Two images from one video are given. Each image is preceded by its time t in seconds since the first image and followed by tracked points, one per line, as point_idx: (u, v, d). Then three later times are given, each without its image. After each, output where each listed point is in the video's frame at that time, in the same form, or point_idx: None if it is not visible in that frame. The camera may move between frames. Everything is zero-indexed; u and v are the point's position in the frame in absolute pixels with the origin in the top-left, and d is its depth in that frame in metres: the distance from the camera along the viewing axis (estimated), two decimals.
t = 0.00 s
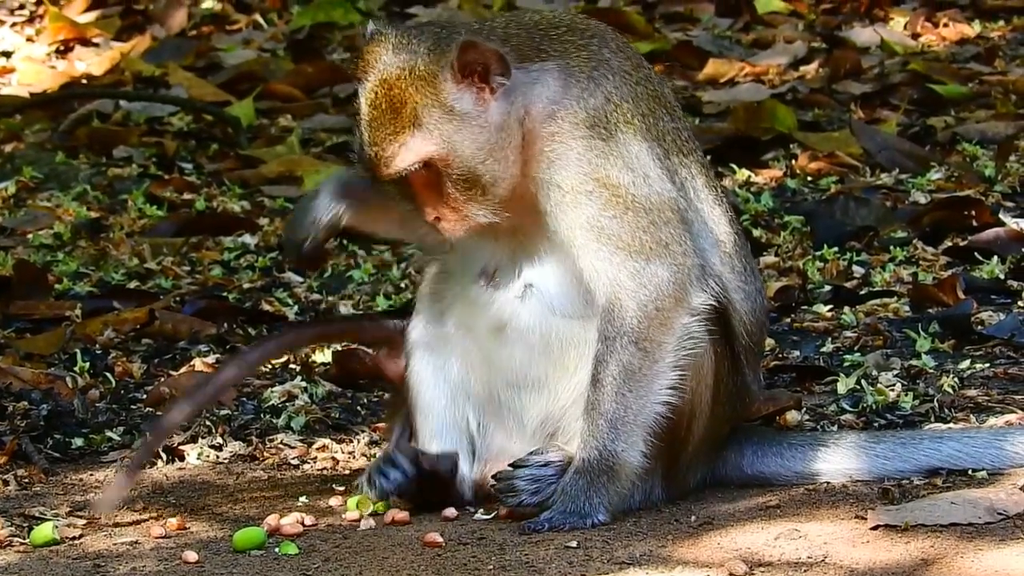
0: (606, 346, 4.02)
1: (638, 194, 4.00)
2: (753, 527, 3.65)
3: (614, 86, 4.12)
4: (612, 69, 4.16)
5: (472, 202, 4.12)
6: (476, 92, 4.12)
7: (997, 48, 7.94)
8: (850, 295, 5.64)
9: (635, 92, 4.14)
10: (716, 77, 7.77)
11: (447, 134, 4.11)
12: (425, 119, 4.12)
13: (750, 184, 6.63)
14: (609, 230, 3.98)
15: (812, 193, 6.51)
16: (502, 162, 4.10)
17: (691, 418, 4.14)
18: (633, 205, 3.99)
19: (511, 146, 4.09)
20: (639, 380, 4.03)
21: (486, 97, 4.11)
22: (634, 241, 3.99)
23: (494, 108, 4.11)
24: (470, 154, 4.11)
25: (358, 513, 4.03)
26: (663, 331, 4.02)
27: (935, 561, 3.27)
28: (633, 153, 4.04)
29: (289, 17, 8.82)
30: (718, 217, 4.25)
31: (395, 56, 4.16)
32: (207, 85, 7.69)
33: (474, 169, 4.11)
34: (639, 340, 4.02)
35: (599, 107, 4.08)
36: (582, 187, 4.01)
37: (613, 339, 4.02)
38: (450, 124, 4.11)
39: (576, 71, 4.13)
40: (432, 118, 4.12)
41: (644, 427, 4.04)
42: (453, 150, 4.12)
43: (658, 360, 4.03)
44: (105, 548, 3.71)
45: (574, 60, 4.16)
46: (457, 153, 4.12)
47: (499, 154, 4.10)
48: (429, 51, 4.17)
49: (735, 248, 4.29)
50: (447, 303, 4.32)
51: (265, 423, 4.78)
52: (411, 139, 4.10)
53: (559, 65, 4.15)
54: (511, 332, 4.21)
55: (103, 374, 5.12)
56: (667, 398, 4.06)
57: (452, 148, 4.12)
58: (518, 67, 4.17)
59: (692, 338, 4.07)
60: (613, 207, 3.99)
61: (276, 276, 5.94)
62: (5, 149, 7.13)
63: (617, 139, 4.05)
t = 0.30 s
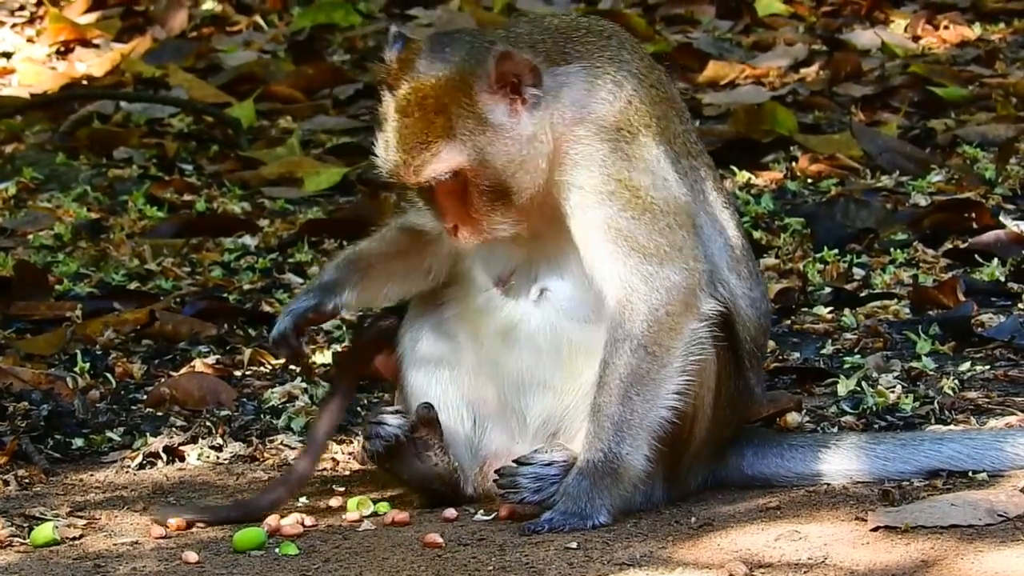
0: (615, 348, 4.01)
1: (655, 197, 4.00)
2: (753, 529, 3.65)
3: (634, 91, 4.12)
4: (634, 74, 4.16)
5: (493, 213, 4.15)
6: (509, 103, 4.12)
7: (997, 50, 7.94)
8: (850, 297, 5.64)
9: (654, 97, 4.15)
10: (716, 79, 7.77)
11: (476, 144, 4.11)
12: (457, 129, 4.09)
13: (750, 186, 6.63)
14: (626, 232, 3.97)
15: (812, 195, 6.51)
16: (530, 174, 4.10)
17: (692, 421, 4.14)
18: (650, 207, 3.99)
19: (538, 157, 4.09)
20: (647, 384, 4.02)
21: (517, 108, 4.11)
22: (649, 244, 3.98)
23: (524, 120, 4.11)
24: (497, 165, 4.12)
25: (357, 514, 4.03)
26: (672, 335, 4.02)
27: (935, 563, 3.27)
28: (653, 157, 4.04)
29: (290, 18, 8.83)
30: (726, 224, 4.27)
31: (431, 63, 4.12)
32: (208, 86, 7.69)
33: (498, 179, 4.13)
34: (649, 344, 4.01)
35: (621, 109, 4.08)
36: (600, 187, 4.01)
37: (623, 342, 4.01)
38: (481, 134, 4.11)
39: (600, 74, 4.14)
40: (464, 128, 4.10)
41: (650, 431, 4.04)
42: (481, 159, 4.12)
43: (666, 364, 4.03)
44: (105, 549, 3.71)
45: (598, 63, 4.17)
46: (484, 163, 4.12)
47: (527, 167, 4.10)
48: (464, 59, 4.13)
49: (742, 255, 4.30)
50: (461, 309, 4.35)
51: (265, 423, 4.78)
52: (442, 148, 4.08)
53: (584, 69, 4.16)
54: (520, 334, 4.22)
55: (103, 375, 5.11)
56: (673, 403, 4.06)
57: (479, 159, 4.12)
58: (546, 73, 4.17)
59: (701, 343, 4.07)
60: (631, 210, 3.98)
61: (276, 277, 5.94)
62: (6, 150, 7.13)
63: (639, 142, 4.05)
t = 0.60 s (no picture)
0: (618, 350, 4.00)
1: (659, 198, 3.99)
2: (757, 530, 3.64)
3: (639, 91, 4.10)
4: (639, 74, 4.14)
5: (490, 212, 4.13)
6: (514, 103, 4.12)
7: (1000, 52, 7.93)
8: (853, 299, 5.63)
9: (658, 98, 4.13)
10: (719, 81, 7.76)
11: (478, 143, 4.13)
12: (459, 127, 4.13)
13: (754, 188, 6.62)
14: (630, 233, 3.96)
15: (815, 197, 6.51)
16: (532, 174, 4.09)
17: (695, 423, 4.13)
18: (655, 208, 3.98)
19: (541, 158, 4.07)
20: (649, 385, 4.02)
21: (523, 109, 4.11)
22: (652, 245, 3.97)
23: (528, 121, 4.10)
24: (499, 165, 4.13)
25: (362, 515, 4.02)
26: (675, 337, 4.02)
27: (939, 565, 3.26)
28: (658, 157, 4.03)
29: (292, 20, 8.82)
30: (727, 224, 4.26)
31: (439, 63, 4.17)
32: (210, 87, 7.68)
33: (501, 179, 4.13)
34: (652, 345, 4.00)
35: (626, 110, 4.06)
36: (605, 187, 3.99)
37: (626, 343, 3.99)
38: (484, 132, 4.13)
39: (606, 74, 4.12)
40: (467, 126, 4.13)
41: (652, 432, 4.03)
42: (482, 158, 4.13)
43: (669, 365, 4.03)
44: (108, 550, 3.70)
45: (603, 63, 4.14)
46: (485, 162, 4.13)
47: (528, 167, 4.09)
48: (472, 61, 4.17)
49: (743, 255, 4.29)
50: (464, 318, 4.33)
51: (268, 425, 4.77)
52: (443, 144, 4.11)
53: (589, 70, 4.13)
54: (524, 338, 4.23)
55: (106, 376, 5.11)
56: (676, 404, 4.05)
57: (480, 157, 4.13)
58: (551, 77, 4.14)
59: (703, 344, 4.06)
60: (635, 210, 3.97)
61: (279, 279, 5.94)
62: (8, 151, 7.13)
63: (643, 142, 4.04)
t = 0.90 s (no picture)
0: (617, 353, 4.00)
1: (655, 201, 3.99)
2: (759, 534, 3.64)
3: (631, 94, 4.10)
4: (631, 78, 4.14)
5: (475, 212, 4.05)
6: (509, 106, 4.08)
7: (1002, 54, 7.92)
8: (855, 302, 5.63)
9: (650, 101, 4.14)
10: (722, 84, 7.76)
11: (469, 141, 4.05)
12: (451, 122, 4.04)
13: (756, 191, 6.62)
14: (627, 236, 3.95)
15: (818, 200, 6.50)
16: (522, 178, 4.05)
17: (695, 424, 4.14)
18: (652, 210, 3.98)
19: (534, 163, 4.04)
20: (649, 388, 4.02)
21: (518, 113, 4.07)
22: (649, 248, 3.97)
23: (521, 125, 4.06)
24: (488, 165, 4.06)
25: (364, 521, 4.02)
26: (673, 339, 4.02)
27: (940, 568, 3.26)
28: (652, 160, 4.02)
29: (295, 22, 8.83)
30: (721, 225, 4.26)
31: (438, 58, 4.10)
32: (213, 90, 7.68)
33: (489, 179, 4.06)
34: (651, 347, 4.00)
35: (618, 114, 4.05)
36: (601, 190, 3.97)
37: (624, 346, 3.99)
38: (477, 131, 4.06)
39: (598, 78, 4.11)
40: (460, 122, 4.05)
41: (652, 435, 4.03)
42: (471, 157, 4.05)
43: (668, 368, 4.03)
44: (110, 554, 3.70)
45: (596, 66, 4.14)
46: (474, 160, 4.05)
47: (518, 171, 4.04)
48: (471, 59, 4.11)
49: (737, 255, 4.30)
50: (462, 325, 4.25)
51: (271, 428, 4.77)
52: (433, 136, 4.01)
53: (582, 73, 4.12)
54: (523, 344, 4.22)
55: (108, 379, 5.11)
56: (675, 406, 4.06)
57: (469, 156, 4.04)
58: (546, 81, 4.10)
59: (701, 346, 4.07)
60: (632, 213, 3.96)
61: (282, 282, 5.94)
62: (11, 154, 7.14)
63: (637, 145, 4.03)
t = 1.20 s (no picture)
0: (612, 357, 4.00)
1: (646, 204, 3.98)
2: (759, 536, 3.64)
3: (615, 98, 4.10)
4: (615, 82, 4.14)
5: (461, 224, 4.11)
6: (484, 117, 4.11)
7: (1003, 56, 7.92)
8: (856, 304, 5.63)
9: (636, 105, 4.13)
10: (723, 85, 7.76)
11: (447, 155, 4.10)
12: (427, 137, 4.10)
13: (757, 192, 6.62)
14: (618, 241, 3.95)
15: (819, 201, 6.50)
16: (502, 187, 4.08)
17: (695, 425, 4.14)
18: (641, 215, 3.97)
19: (513, 173, 4.06)
20: (646, 390, 4.01)
21: (493, 123, 4.11)
22: (641, 251, 3.96)
23: (499, 135, 4.10)
24: (467, 177, 4.11)
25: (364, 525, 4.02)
26: (669, 340, 4.01)
27: (941, 570, 3.26)
28: (640, 164, 4.01)
29: (296, 24, 8.84)
30: (717, 225, 4.25)
31: (410, 77, 4.15)
32: (214, 92, 7.69)
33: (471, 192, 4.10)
34: (646, 349, 4.00)
35: (602, 120, 4.05)
36: (588, 198, 3.97)
37: (619, 350, 4.00)
38: (453, 144, 4.11)
39: (579, 85, 4.11)
40: (435, 136, 4.10)
41: (652, 436, 4.03)
42: (450, 171, 4.10)
43: (665, 369, 4.02)
44: (110, 556, 3.70)
45: (576, 73, 4.14)
46: (453, 174, 4.11)
47: (499, 181, 4.08)
48: (444, 74, 4.15)
49: (734, 254, 4.29)
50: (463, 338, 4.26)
51: (272, 430, 4.77)
52: (410, 152, 4.07)
53: (563, 81, 4.12)
54: (521, 351, 4.22)
55: (109, 382, 5.11)
56: (674, 406, 4.05)
57: (448, 170, 4.10)
58: (520, 91, 4.13)
59: (698, 346, 4.06)
60: (622, 218, 3.96)
61: (283, 283, 5.94)
62: (12, 156, 7.14)
63: (624, 151, 4.02)
